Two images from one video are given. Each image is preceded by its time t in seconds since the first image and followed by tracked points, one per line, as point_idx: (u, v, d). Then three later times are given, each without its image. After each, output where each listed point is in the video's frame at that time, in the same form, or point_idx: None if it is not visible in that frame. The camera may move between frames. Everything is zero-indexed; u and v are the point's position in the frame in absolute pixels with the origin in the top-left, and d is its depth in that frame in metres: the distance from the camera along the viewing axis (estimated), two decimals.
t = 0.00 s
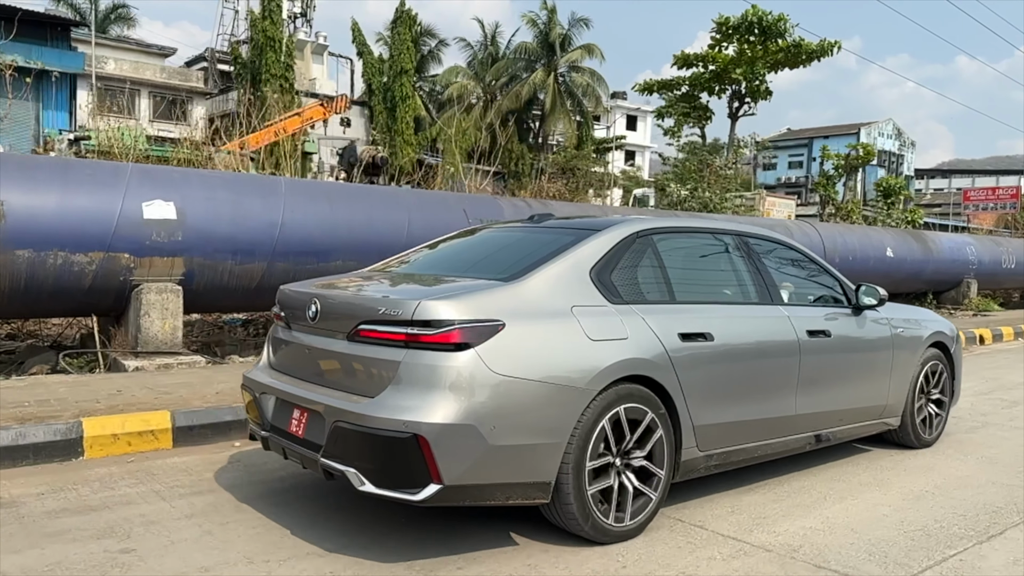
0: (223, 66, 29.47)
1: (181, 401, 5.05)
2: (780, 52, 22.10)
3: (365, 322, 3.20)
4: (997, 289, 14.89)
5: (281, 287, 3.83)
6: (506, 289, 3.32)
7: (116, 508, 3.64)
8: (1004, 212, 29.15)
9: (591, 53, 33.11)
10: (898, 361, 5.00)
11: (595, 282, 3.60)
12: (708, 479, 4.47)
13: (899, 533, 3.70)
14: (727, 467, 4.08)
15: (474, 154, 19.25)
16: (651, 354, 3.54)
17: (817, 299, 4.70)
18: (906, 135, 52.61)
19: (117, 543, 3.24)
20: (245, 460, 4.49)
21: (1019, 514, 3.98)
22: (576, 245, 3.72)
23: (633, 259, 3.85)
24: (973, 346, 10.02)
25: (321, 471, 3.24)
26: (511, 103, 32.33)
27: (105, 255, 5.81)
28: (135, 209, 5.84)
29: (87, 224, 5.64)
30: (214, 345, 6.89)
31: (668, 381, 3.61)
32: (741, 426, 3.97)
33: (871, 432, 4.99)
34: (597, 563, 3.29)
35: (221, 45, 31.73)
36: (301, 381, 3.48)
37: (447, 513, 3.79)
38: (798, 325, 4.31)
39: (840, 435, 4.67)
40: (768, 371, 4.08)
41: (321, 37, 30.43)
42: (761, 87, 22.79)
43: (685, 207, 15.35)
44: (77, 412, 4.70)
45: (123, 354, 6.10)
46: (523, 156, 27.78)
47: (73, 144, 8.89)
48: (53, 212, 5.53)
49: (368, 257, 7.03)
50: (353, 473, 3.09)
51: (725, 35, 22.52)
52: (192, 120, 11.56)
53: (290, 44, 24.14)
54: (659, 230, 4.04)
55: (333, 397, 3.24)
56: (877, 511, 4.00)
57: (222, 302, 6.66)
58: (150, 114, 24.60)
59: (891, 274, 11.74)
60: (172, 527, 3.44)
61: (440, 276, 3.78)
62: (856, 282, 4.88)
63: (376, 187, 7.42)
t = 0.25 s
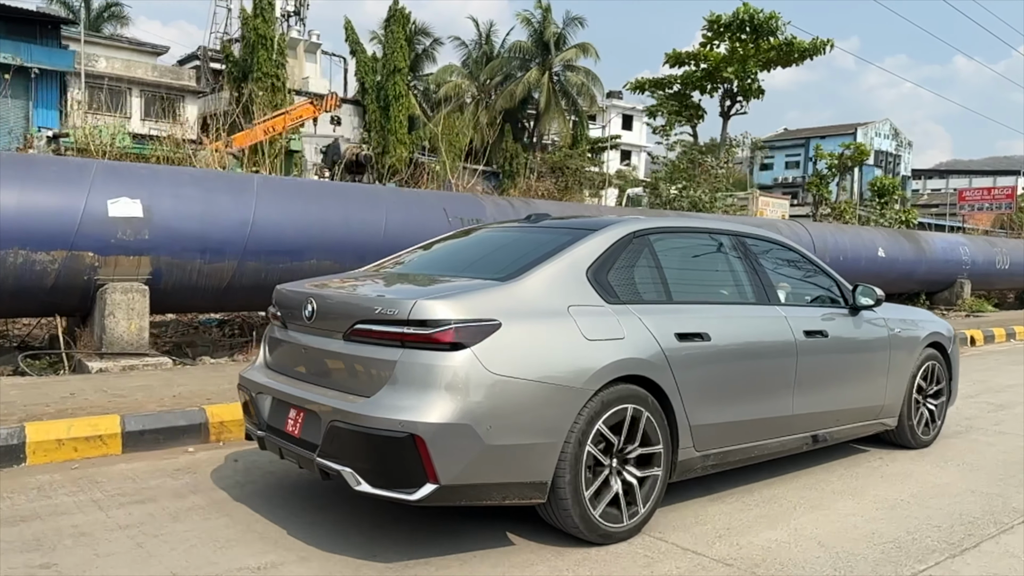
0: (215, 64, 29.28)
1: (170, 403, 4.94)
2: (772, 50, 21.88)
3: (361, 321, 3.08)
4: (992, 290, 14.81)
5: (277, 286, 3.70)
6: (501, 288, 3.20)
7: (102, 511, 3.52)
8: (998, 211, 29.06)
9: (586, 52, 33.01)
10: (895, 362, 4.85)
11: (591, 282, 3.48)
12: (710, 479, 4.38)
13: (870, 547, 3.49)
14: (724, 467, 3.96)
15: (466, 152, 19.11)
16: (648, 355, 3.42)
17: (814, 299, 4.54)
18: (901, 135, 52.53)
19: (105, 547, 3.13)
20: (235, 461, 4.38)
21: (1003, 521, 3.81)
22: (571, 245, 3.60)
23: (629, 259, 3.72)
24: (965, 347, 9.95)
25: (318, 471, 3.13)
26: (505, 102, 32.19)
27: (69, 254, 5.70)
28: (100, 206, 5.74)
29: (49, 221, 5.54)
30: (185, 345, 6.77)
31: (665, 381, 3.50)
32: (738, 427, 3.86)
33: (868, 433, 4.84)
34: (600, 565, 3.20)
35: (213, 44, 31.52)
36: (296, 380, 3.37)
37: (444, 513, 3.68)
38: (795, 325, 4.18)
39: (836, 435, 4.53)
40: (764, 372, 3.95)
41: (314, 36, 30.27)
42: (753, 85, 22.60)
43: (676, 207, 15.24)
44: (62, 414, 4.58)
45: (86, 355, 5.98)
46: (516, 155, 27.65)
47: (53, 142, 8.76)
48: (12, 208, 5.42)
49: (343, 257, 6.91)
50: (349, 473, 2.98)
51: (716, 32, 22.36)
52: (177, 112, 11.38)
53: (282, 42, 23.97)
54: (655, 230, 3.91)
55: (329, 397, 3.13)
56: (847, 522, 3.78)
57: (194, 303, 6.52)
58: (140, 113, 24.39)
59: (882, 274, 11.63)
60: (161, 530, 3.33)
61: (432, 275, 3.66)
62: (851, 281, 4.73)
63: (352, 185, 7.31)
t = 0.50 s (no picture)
0: (208, 63, 29.14)
1: (152, 405, 4.82)
2: (764, 47, 21.41)
3: (359, 322, 2.93)
4: (985, 290, 14.72)
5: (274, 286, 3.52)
6: (497, 288, 3.04)
7: (80, 514, 3.40)
8: (993, 210, 28.97)
9: (581, 51, 32.88)
10: (891, 363, 4.61)
11: (588, 282, 3.30)
12: (709, 478, 4.26)
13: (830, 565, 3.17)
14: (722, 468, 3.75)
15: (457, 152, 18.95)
16: (646, 356, 3.25)
17: (810, 299, 4.28)
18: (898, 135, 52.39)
19: (83, 551, 3.01)
20: (218, 462, 4.26)
21: (1003, 524, 3.71)
22: (567, 245, 3.41)
23: (626, 259, 3.53)
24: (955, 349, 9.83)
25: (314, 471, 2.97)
26: (500, 101, 32.05)
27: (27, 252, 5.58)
28: (58, 204, 5.62)
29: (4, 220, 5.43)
30: (154, 348, 6.67)
31: (662, 382, 3.32)
32: (735, 428, 3.65)
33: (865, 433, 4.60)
34: (603, 564, 3.07)
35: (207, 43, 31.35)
36: (291, 381, 3.21)
37: (436, 511, 3.56)
38: (792, 325, 3.95)
39: (833, 435, 4.28)
40: (760, 371, 3.73)
41: (308, 35, 30.13)
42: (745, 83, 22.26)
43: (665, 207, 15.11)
44: (41, 417, 4.46)
45: (47, 357, 5.88)
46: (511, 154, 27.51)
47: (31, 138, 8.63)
48: None
49: (314, 255, 6.79)
50: (346, 472, 2.83)
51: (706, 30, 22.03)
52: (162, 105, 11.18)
53: (274, 41, 23.80)
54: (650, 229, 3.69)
55: (325, 397, 2.98)
56: (812, 536, 3.48)
57: (160, 303, 6.39)
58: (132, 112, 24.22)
59: (872, 274, 11.49)
60: (141, 532, 3.21)
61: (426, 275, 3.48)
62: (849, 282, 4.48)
63: (319, 182, 7.18)
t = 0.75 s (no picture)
0: (200, 62, 28.96)
1: (137, 407, 4.72)
2: (755, 47, 21.36)
3: (354, 321, 2.79)
4: (978, 292, 14.69)
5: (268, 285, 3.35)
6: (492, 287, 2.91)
7: (62, 516, 3.30)
8: (986, 211, 28.96)
9: (575, 51, 32.80)
10: (889, 363, 4.55)
11: (585, 282, 3.17)
12: (708, 478, 4.17)
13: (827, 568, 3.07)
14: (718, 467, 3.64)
15: (447, 151, 18.84)
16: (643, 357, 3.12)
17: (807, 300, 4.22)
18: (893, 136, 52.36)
19: (63, 554, 2.91)
20: (204, 463, 4.16)
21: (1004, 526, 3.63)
22: (562, 244, 3.27)
23: (623, 259, 3.40)
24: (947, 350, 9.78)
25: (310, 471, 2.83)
26: (494, 101, 31.95)
27: None
28: (13, 201, 5.43)
29: None
30: (119, 348, 6.56)
31: (660, 382, 3.20)
32: (732, 428, 3.54)
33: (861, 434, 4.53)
34: (601, 565, 2.98)
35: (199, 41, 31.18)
36: (285, 379, 3.05)
37: (429, 510, 3.46)
38: (788, 325, 3.86)
39: (830, 436, 4.21)
40: (757, 372, 3.62)
41: (301, 34, 29.99)
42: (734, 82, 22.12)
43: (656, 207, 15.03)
44: (23, 419, 4.36)
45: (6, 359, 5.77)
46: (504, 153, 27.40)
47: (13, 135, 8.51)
48: None
49: (284, 255, 6.56)
50: (342, 472, 2.70)
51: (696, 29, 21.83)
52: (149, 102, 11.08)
53: (265, 39, 23.63)
54: (648, 229, 3.57)
55: (321, 397, 2.83)
56: (772, 550, 3.23)
57: (122, 304, 6.19)
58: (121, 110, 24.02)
59: (863, 275, 11.43)
60: (125, 535, 3.11)
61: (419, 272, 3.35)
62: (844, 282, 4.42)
63: (292, 178, 6.94)
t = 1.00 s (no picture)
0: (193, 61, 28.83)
1: (134, 406, 4.71)
2: (746, 45, 21.03)
3: (351, 321, 2.79)
4: (971, 292, 14.71)
5: (264, 286, 3.34)
6: (489, 286, 2.90)
7: (61, 515, 3.30)
8: (980, 211, 28.96)
9: (570, 50, 32.78)
10: (886, 363, 4.56)
11: (582, 281, 3.17)
12: (706, 478, 4.18)
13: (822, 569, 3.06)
14: (715, 468, 3.64)
15: (440, 150, 18.80)
16: (640, 355, 3.12)
17: (805, 299, 4.22)
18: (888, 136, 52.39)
19: (63, 553, 2.91)
20: (201, 463, 4.16)
21: (1001, 526, 3.63)
22: (560, 244, 3.27)
23: (621, 258, 3.40)
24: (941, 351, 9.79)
25: (306, 471, 2.82)
26: (489, 101, 31.92)
27: None
28: None
29: None
30: (87, 350, 6.46)
31: (657, 382, 3.20)
32: (729, 429, 3.54)
33: (859, 434, 4.53)
34: (600, 564, 2.98)
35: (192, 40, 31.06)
36: (282, 378, 3.05)
37: (427, 509, 3.47)
38: (785, 325, 3.86)
39: (828, 437, 4.22)
40: (757, 372, 3.64)
41: (294, 32, 29.89)
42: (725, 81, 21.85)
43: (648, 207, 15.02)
44: (20, 418, 4.35)
45: None
46: (499, 152, 27.37)
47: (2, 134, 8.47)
48: None
49: (256, 255, 6.34)
50: (338, 471, 2.70)
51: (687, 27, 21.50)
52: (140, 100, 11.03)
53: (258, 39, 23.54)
54: (646, 228, 3.57)
55: (317, 396, 2.82)
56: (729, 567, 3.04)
57: (89, 305, 5.99)
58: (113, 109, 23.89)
59: (854, 275, 11.44)
60: (124, 534, 3.11)
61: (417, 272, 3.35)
62: (842, 282, 4.43)
63: (266, 176, 6.72)
